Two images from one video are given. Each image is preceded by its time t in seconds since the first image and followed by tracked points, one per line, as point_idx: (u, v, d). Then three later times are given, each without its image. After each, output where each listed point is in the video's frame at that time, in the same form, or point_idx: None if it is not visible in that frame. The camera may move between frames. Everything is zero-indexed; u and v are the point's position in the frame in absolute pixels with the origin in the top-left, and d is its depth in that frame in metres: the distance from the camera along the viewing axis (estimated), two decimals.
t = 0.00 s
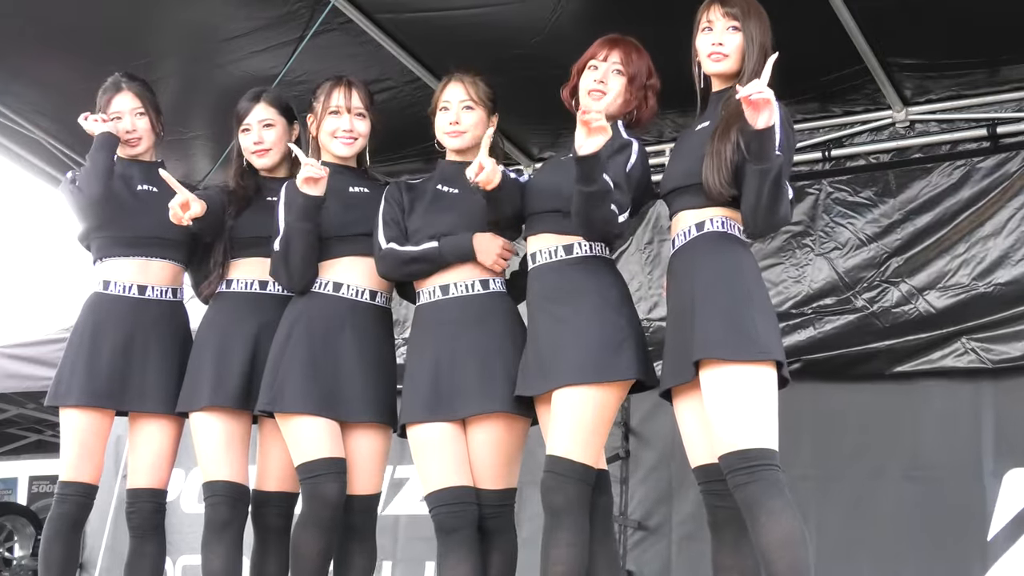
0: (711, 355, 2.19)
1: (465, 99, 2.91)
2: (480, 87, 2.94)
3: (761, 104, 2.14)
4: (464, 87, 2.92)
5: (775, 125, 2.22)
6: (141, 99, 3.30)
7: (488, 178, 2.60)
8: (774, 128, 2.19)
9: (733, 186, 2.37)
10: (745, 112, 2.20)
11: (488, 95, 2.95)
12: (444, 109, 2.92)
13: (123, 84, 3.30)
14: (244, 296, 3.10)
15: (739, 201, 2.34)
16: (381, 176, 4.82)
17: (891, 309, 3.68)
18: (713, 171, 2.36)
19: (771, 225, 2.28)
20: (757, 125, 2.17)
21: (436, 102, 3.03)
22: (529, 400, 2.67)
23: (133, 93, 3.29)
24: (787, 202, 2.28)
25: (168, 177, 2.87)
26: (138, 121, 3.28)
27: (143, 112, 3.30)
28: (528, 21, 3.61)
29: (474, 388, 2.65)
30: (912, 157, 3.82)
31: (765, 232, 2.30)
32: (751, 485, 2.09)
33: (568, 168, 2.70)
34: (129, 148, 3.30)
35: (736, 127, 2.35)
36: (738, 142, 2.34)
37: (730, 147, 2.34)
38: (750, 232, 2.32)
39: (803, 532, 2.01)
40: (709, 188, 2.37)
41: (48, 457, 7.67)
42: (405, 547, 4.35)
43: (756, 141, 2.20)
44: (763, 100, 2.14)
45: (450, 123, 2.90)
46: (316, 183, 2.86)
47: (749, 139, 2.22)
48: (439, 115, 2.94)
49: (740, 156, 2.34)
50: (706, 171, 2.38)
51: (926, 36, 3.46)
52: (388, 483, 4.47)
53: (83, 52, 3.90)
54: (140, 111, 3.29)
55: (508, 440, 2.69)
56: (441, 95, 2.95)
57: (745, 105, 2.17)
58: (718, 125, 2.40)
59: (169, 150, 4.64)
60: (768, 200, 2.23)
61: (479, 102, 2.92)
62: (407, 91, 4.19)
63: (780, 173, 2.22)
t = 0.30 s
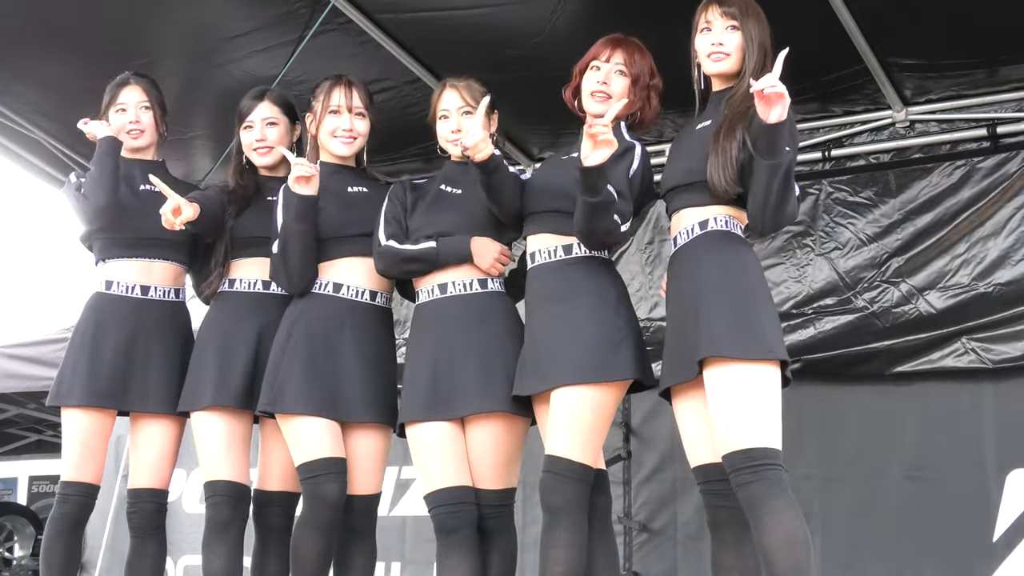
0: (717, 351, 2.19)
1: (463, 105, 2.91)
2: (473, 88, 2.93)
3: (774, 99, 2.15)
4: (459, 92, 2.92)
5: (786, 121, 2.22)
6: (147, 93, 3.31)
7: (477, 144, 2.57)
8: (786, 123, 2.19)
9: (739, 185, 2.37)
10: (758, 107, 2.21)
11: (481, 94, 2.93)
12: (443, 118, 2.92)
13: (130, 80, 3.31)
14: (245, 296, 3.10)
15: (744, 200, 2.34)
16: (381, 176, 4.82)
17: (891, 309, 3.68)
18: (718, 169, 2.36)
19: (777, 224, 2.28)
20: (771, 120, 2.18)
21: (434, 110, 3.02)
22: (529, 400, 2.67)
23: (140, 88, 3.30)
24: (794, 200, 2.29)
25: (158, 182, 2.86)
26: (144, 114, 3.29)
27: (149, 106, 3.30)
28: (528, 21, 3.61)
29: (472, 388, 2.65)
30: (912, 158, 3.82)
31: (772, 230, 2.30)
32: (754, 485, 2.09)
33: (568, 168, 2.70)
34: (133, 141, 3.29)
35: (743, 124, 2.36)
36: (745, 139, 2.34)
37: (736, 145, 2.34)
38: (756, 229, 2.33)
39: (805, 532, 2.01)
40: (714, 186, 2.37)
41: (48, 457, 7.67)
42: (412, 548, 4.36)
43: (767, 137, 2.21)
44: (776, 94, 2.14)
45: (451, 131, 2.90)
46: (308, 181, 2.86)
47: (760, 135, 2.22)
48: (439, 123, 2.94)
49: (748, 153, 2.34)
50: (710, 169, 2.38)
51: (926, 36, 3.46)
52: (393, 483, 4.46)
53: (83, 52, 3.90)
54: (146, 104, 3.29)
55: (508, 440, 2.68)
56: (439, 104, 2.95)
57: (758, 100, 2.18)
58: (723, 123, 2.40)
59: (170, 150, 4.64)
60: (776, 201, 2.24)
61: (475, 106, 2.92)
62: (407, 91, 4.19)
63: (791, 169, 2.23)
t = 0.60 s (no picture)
0: (723, 350, 2.18)
1: (460, 105, 2.91)
2: (472, 89, 2.93)
3: (774, 100, 2.14)
4: (458, 94, 2.92)
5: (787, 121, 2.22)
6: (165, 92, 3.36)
7: (466, 151, 2.57)
8: (787, 123, 2.19)
9: (741, 184, 2.37)
10: (758, 108, 2.20)
11: (479, 95, 2.94)
12: (443, 120, 2.93)
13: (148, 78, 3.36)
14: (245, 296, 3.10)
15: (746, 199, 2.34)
16: (381, 176, 4.82)
17: (891, 310, 3.68)
18: (721, 168, 2.36)
19: (778, 223, 2.29)
20: (771, 122, 2.18)
21: (433, 111, 3.02)
22: (529, 399, 2.67)
23: (158, 85, 3.35)
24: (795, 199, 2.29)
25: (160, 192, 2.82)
26: (162, 109, 3.31)
27: (166, 103, 3.34)
28: (529, 21, 3.61)
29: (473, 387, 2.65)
30: (912, 158, 3.82)
31: (772, 230, 2.30)
32: (755, 485, 2.09)
33: (568, 169, 2.70)
34: (149, 131, 3.27)
35: (745, 124, 2.36)
36: (747, 138, 2.35)
37: (738, 144, 2.35)
38: (756, 229, 2.33)
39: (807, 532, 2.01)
40: (717, 185, 2.37)
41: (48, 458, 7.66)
42: (422, 547, 4.36)
43: (767, 138, 2.21)
44: (775, 96, 2.14)
45: (450, 132, 2.90)
46: (304, 183, 2.86)
47: (761, 135, 2.22)
48: (439, 125, 2.94)
49: (750, 152, 2.34)
50: (713, 168, 2.37)
51: (926, 36, 3.46)
52: (399, 484, 4.47)
53: (83, 52, 3.90)
54: (164, 101, 3.33)
55: (507, 439, 2.69)
56: (438, 106, 2.95)
57: (759, 102, 2.18)
58: (724, 122, 2.41)
59: (170, 150, 4.64)
60: (776, 201, 2.25)
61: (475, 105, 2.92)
62: (408, 91, 4.19)
63: (791, 170, 2.23)
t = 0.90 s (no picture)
0: (726, 351, 2.18)
1: (461, 103, 2.91)
2: (472, 88, 2.93)
3: (775, 101, 2.14)
4: (458, 91, 2.92)
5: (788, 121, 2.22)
6: (163, 88, 3.34)
7: (470, 143, 2.58)
8: (787, 124, 2.19)
9: (743, 184, 2.37)
10: (759, 108, 2.20)
11: (480, 93, 2.94)
12: (442, 117, 2.92)
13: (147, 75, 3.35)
14: (245, 297, 3.11)
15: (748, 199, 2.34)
16: (381, 176, 4.82)
17: (891, 310, 3.68)
18: (722, 168, 2.36)
19: (778, 223, 2.29)
20: (772, 122, 2.18)
21: (432, 109, 3.02)
22: (529, 399, 2.68)
23: (155, 82, 3.33)
24: (795, 200, 2.29)
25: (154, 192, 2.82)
26: (159, 104, 3.30)
27: (164, 99, 3.32)
28: (528, 22, 3.62)
29: (473, 388, 2.64)
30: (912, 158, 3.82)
31: (773, 230, 2.31)
32: (756, 485, 2.10)
33: (568, 169, 2.71)
34: (146, 125, 3.26)
35: (745, 124, 2.36)
36: (748, 138, 2.35)
37: (740, 144, 2.35)
38: (757, 229, 2.33)
39: (807, 532, 2.01)
40: (718, 184, 2.37)
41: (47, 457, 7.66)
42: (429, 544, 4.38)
43: (768, 138, 2.20)
44: (777, 96, 2.13)
45: (450, 129, 2.90)
46: (302, 183, 2.84)
47: (762, 135, 2.22)
48: (438, 122, 2.94)
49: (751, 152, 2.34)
50: (714, 167, 2.37)
51: (926, 36, 3.46)
52: (405, 483, 4.48)
53: (83, 53, 3.90)
54: (161, 96, 3.31)
55: (507, 439, 2.69)
56: (438, 103, 2.95)
57: (759, 102, 2.17)
58: (725, 122, 2.41)
59: (170, 151, 4.64)
60: (776, 201, 2.25)
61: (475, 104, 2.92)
62: (408, 91, 4.19)
63: (792, 170, 2.23)
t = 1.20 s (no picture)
0: (729, 352, 2.18)
1: (462, 103, 2.91)
2: (474, 88, 2.93)
3: (773, 100, 2.14)
4: (459, 91, 2.92)
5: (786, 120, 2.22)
6: (161, 90, 3.32)
7: (472, 145, 2.59)
8: (786, 123, 2.19)
9: (743, 184, 2.37)
10: (757, 107, 2.20)
11: (481, 94, 2.93)
12: (443, 116, 2.92)
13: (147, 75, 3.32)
14: (245, 296, 3.11)
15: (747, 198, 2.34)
16: (381, 176, 4.82)
17: (891, 310, 3.68)
18: (722, 167, 2.36)
19: (778, 223, 2.29)
20: (770, 121, 2.18)
21: (432, 107, 3.02)
22: (530, 399, 2.67)
23: (153, 83, 3.30)
24: (795, 200, 2.29)
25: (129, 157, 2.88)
26: (155, 106, 3.27)
27: (160, 100, 3.29)
28: (529, 22, 3.62)
29: (474, 388, 2.64)
30: (912, 158, 3.82)
31: (772, 230, 2.30)
32: (757, 485, 2.09)
33: (568, 169, 2.71)
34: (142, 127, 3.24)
35: (745, 124, 2.36)
36: (748, 138, 2.35)
37: (739, 144, 2.35)
38: (757, 229, 2.33)
39: (808, 532, 2.01)
40: (718, 183, 2.37)
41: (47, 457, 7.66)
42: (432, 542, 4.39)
43: (767, 137, 2.21)
44: (775, 96, 2.14)
45: (450, 128, 2.90)
46: (295, 185, 2.84)
47: (761, 135, 2.22)
48: (438, 122, 2.94)
49: (751, 152, 2.34)
50: (714, 167, 2.38)
51: (926, 36, 3.46)
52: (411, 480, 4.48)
53: (83, 53, 3.90)
54: (157, 98, 3.29)
55: (509, 440, 2.69)
56: (438, 102, 2.95)
57: (757, 101, 2.18)
58: (724, 122, 2.41)
59: (170, 151, 4.64)
60: (776, 201, 2.25)
61: (475, 103, 2.92)
62: (408, 91, 4.19)
63: (791, 169, 2.23)
